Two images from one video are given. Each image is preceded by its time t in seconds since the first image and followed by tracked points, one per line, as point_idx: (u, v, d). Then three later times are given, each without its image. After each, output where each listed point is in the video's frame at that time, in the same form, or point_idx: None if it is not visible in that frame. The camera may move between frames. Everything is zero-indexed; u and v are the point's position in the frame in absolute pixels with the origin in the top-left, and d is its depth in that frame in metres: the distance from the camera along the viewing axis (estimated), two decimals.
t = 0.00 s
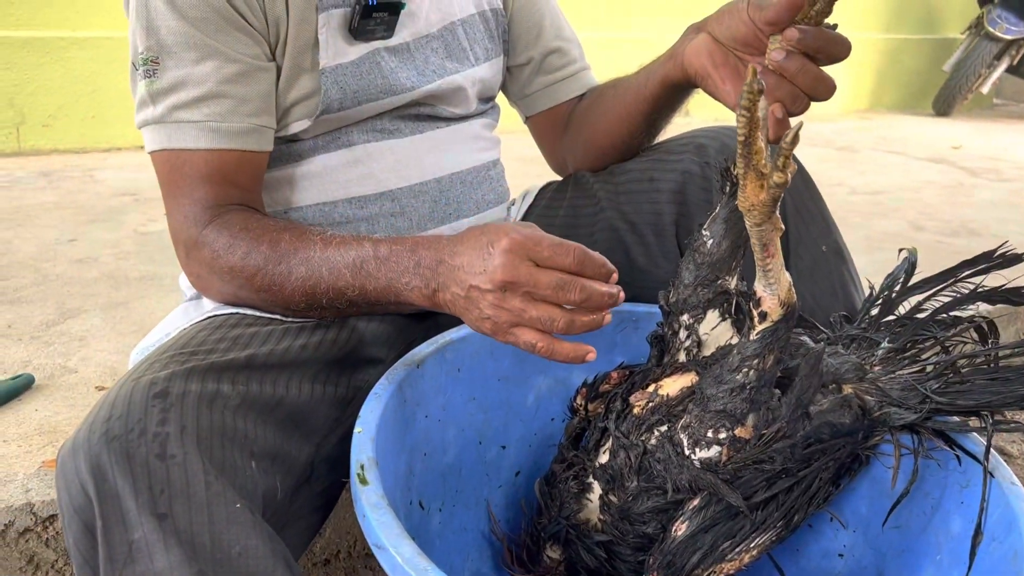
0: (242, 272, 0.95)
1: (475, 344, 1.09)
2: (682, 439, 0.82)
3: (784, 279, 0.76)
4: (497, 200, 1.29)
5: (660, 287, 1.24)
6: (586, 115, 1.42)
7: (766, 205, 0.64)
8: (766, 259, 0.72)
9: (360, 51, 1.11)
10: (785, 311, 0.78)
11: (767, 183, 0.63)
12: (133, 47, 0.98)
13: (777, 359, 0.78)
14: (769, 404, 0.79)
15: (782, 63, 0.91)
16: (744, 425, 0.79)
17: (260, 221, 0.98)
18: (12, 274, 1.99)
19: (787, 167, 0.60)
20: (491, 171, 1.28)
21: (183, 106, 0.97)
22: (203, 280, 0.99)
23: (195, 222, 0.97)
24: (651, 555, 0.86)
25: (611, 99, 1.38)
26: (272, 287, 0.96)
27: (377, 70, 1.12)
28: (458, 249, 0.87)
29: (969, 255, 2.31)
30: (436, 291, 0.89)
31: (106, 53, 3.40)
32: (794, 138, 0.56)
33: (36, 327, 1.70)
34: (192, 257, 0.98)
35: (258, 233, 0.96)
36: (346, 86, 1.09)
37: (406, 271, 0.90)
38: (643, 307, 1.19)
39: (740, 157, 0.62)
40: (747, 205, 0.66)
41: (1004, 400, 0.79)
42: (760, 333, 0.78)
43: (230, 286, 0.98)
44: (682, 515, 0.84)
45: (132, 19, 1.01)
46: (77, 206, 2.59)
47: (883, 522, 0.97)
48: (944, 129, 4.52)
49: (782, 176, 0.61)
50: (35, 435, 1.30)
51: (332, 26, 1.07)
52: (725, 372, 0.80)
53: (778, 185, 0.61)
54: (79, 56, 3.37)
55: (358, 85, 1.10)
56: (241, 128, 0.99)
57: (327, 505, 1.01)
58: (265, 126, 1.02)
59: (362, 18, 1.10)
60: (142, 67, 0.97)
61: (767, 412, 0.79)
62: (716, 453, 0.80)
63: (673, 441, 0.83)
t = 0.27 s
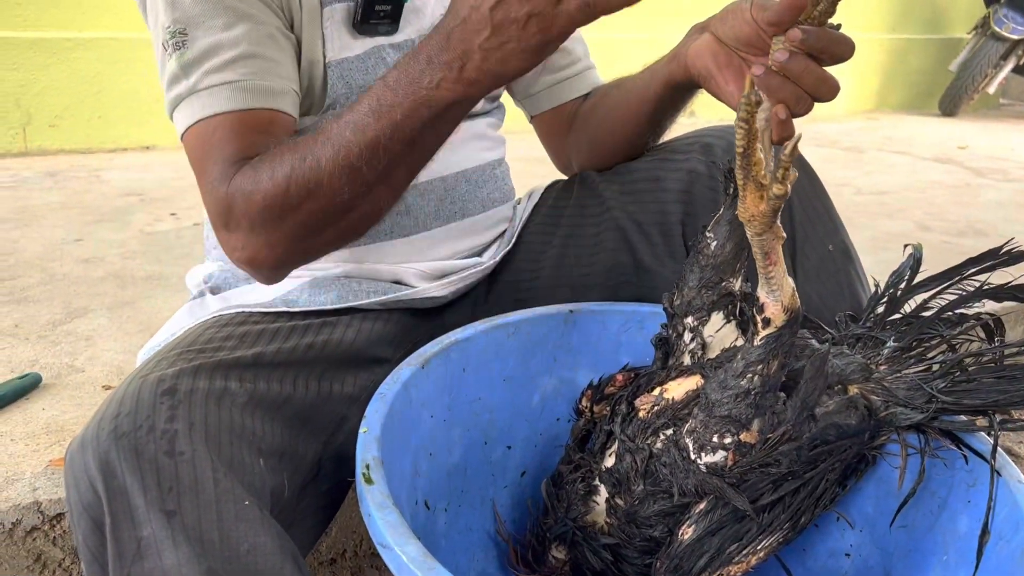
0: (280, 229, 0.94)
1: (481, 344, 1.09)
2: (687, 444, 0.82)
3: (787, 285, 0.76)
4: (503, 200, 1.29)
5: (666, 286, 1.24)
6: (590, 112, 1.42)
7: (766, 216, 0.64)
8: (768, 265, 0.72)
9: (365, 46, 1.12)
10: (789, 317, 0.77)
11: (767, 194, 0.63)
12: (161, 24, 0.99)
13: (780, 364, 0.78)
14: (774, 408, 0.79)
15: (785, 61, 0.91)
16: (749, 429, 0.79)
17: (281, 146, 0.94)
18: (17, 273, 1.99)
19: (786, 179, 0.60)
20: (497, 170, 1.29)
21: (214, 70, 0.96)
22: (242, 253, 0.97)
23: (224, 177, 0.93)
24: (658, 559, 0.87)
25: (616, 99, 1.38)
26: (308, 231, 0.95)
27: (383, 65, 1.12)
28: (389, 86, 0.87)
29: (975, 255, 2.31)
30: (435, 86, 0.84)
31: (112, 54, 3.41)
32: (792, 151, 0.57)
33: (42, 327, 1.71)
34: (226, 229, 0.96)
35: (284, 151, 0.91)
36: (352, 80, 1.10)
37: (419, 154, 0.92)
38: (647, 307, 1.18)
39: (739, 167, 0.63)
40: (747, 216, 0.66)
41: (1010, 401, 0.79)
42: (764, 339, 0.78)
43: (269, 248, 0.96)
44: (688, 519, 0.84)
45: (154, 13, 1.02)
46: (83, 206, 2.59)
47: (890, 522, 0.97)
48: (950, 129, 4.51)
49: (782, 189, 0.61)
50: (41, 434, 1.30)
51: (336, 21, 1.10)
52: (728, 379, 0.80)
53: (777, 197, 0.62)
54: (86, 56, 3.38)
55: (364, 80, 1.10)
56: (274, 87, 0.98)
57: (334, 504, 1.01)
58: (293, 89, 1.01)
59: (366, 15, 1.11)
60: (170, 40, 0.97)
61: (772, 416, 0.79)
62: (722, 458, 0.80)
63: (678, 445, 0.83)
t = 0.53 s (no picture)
0: (271, 255, 0.95)
1: (485, 341, 1.09)
2: (691, 440, 0.82)
3: (792, 278, 0.75)
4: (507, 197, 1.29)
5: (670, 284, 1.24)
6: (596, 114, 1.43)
7: (772, 205, 0.64)
8: (774, 259, 0.72)
9: (369, 47, 1.12)
10: (794, 311, 0.76)
11: (773, 183, 0.63)
12: (152, 44, 0.98)
13: (785, 359, 0.78)
14: (779, 404, 0.79)
15: (789, 60, 0.92)
16: (753, 425, 0.79)
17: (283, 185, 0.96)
18: (21, 272, 1.99)
19: (790, 166, 0.60)
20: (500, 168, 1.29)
21: (202, 95, 0.95)
22: (222, 268, 0.99)
23: (216, 202, 0.95)
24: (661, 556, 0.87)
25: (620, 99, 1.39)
26: (297, 263, 0.97)
27: (385, 66, 1.13)
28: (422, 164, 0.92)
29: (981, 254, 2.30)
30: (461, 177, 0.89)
31: (117, 53, 3.42)
32: (797, 137, 0.57)
33: (46, 324, 1.71)
34: (211, 244, 0.97)
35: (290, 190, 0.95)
36: (355, 82, 1.10)
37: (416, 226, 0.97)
38: (652, 306, 1.18)
39: (744, 157, 0.62)
40: (752, 204, 0.66)
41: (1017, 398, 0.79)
42: (768, 334, 0.78)
43: (251, 268, 0.97)
44: (692, 515, 0.83)
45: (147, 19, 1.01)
46: (87, 205, 2.59)
47: (895, 521, 0.96)
48: (955, 128, 4.50)
49: (787, 176, 0.61)
50: (45, 432, 1.30)
51: (340, 22, 1.09)
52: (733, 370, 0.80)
53: (784, 185, 0.61)
54: (89, 54, 3.38)
55: (366, 82, 1.11)
56: (262, 113, 0.98)
57: (337, 502, 1.01)
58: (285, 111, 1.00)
59: (371, 18, 1.10)
60: (161, 60, 0.97)
61: (777, 411, 0.79)
62: (726, 453, 0.80)
63: (682, 441, 0.82)
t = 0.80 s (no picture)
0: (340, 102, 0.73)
1: (487, 339, 1.08)
2: (693, 439, 0.81)
3: (793, 278, 0.75)
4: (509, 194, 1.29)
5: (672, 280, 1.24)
6: (597, 112, 1.42)
7: (768, 208, 0.64)
8: (773, 259, 0.71)
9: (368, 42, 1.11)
10: (795, 311, 0.76)
11: (771, 184, 0.63)
12: None
13: (786, 359, 0.78)
14: (780, 403, 0.78)
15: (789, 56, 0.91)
16: (755, 425, 0.78)
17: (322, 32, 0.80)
18: (23, 269, 1.99)
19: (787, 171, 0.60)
20: (502, 165, 1.28)
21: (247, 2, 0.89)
22: (290, 158, 0.78)
23: (239, 70, 0.81)
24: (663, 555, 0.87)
25: (620, 96, 1.38)
26: (389, 96, 0.73)
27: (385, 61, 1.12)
28: (386, 18, 0.72)
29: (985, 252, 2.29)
30: (463, 42, 0.71)
31: (118, 50, 3.41)
32: (794, 141, 0.57)
33: (48, 321, 1.71)
34: (275, 146, 0.79)
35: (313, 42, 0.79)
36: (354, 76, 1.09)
37: (432, 80, 0.73)
38: (655, 303, 1.17)
39: (743, 158, 0.63)
40: (751, 206, 0.66)
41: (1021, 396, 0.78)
42: (769, 333, 0.78)
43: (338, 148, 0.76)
44: (694, 514, 0.83)
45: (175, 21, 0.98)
46: (89, 202, 2.59)
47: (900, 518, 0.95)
48: (959, 125, 4.49)
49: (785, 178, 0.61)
50: (47, 428, 1.30)
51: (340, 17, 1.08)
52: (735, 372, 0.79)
53: (781, 187, 0.62)
54: (91, 52, 3.38)
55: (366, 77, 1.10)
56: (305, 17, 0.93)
57: (339, 499, 1.00)
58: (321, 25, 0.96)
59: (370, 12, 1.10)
60: None
61: (778, 411, 0.78)
62: (727, 453, 0.79)
63: (684, 441, 0.82)
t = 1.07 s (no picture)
0: None
1: (490, 337, 1.08)
2: (695, 439, 0.81)
3: (794, 279, 0.74)
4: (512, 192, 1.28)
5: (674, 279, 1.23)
6: (601, 110, 1.42)
7: (770, 209, 0.64)
8: (775, 260, 0.71)
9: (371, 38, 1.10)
10: (796, 312, 0.75)
11: (772, 187, 0.63)
12: None
13: (788, 359, 0.77)
14: (782, 404, 0.78)
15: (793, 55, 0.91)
16: (757, 425, 0.78)
17: None
18: (25, 266, 1.99)
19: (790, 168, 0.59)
20: (505, 162, 1.28)
21: None
22: (333, 56, 0.82)
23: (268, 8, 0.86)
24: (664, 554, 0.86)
25: (624, 94, 1.38)
26: None
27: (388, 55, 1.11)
28: None
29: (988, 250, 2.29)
30: None
31: (120, 47, 3.41)
32: (796, 141, 0.57)
33: (49, 319, 1.71)
34: (322, 43, 0.82)
35: None
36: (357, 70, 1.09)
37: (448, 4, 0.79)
38: (658, 300, 1.17)
39: (744, 160, 0.62)
40: (752, 207, 0.65)
41: None
42: (772, 335, 0.76)
43: (384, 33, 0.79)
44: (696, 514, 0.83)
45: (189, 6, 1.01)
46: (92, 199, 2.59)
47: (903, 516, 0.95)
48: (962, 124, 4.48)
49: (787, 180, 0.61)
50: (48, 425, 1.30)
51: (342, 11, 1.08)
52: (734, 376, 0.78)
53: (782, 189, 0.61)
54: (93, 49, 3.38)
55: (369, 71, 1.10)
56: None
57: (342, 496, 1.00)
58: None
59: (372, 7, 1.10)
60: None
61: (780, 411, 0.77)
62: (729, 453, 0.79)
63: (686, 440, 0.82)
